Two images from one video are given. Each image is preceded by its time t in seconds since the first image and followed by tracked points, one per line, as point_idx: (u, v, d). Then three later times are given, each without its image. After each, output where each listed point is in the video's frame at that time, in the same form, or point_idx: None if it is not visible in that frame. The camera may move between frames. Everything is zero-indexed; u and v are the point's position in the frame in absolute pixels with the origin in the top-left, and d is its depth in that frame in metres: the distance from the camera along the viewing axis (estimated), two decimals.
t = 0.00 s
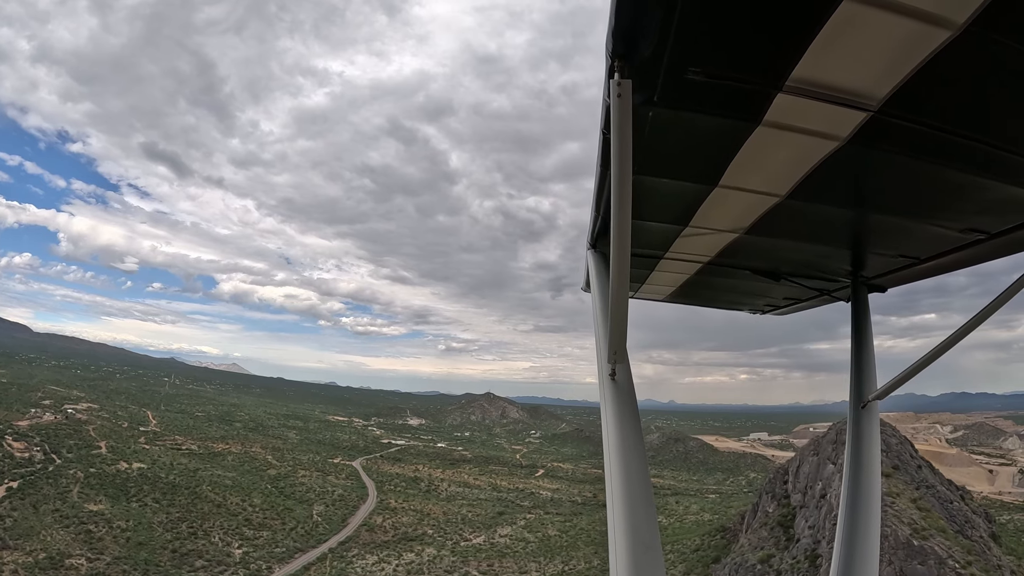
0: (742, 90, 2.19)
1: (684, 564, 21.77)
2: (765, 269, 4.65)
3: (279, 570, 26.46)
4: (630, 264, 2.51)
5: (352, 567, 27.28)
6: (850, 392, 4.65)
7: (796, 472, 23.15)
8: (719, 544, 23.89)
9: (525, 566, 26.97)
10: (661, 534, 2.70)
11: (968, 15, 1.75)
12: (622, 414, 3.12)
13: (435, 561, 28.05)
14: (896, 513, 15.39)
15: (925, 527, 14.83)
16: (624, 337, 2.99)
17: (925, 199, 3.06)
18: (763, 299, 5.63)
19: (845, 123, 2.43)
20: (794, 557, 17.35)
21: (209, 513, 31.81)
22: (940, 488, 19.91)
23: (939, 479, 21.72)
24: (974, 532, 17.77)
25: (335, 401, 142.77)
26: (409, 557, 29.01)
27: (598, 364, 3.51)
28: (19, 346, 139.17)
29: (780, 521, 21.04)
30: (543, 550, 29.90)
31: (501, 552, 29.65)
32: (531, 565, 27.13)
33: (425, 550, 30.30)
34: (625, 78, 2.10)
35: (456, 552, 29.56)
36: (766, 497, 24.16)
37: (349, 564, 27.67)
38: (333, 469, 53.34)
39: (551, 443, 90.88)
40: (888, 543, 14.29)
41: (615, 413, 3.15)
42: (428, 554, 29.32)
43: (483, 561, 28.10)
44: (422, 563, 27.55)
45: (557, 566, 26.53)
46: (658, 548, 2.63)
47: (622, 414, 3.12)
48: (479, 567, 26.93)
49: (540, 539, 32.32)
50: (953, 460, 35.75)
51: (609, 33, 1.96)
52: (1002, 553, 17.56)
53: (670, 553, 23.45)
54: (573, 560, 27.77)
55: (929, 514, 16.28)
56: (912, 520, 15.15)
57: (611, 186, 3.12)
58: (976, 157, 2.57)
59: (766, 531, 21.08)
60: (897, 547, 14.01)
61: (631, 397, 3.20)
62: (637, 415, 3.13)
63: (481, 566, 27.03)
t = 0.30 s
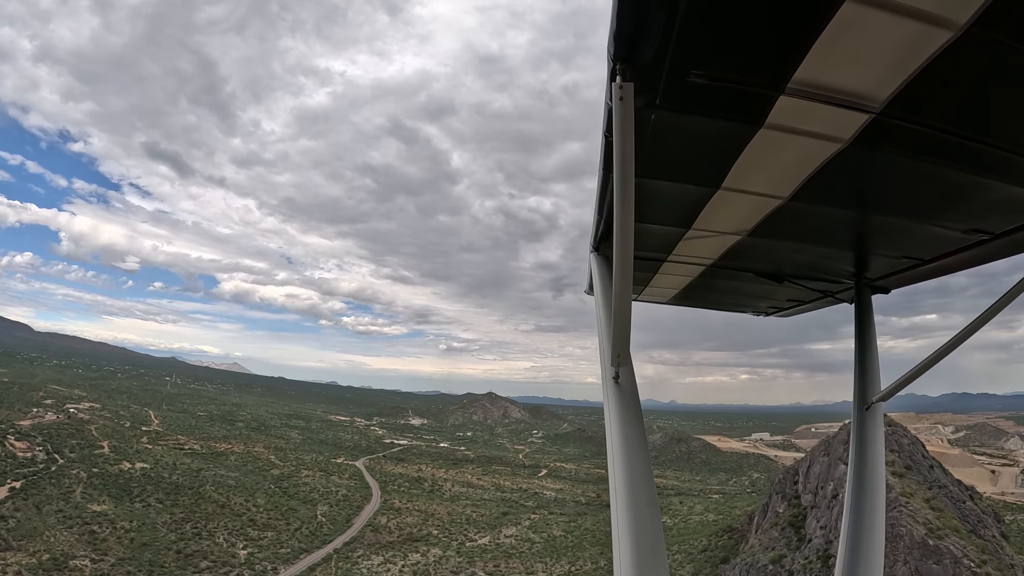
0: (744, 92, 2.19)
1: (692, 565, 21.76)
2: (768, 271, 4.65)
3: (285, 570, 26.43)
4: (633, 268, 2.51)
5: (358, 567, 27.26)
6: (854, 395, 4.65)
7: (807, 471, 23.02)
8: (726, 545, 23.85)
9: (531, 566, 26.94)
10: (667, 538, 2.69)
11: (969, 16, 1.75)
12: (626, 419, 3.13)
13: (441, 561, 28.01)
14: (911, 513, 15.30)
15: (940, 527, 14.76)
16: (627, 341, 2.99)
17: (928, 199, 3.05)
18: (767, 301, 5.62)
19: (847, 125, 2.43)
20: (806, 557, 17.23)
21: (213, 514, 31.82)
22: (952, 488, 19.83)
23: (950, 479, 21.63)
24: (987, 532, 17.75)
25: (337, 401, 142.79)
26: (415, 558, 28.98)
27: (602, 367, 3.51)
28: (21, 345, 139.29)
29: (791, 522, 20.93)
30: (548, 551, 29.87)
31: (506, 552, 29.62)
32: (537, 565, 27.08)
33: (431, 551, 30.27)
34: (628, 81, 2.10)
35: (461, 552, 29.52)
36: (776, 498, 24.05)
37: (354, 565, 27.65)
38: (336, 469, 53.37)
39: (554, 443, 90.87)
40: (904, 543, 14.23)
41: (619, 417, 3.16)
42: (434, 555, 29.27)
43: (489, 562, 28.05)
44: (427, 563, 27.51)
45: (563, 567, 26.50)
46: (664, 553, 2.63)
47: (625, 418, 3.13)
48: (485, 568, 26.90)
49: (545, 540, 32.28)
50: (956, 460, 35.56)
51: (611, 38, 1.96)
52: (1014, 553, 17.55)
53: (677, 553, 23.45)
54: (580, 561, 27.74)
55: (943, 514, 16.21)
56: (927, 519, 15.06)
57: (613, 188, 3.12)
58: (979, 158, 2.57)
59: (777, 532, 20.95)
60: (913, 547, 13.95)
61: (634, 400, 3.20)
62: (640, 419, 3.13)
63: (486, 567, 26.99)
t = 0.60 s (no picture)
0: (746, 95, 2.19)
1: (702, 566, 21.77)
2: (770, 273, 4.63)
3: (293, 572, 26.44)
4: (636, 270, 2.51)
5: (366, 568, 27.28)
6: (857, 397, 4.64)
7: (820, 472, 22.85)
8: (735, 547, 23.84)
9: (540, 567, 26.97)
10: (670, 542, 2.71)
11: (970, 17, 1.74)
12: (628, 423, 3.13)
13: (450, 562, 28.01)
14: (928, 512, 15.18)
15: (957, 527, 14.70)
16: (630, 344, 3.00)
17: (929, 201, 3.04)
18: (768, 304, 5.62)
19: (848, 127, 2.43)
20: (820, 558, 17.07)
21: (219, 515, 31.89)
22: (966, 488, 19.78)
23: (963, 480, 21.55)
24: (1001, 531, 17.74)
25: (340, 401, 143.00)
26: (423, 559, 28.96)
27: (605, 371, 3.50)
28: (25, 344, 139.88)
29: (804, 522, 20.81)
30: (556, 551, 29.86)
31: (514, 553, 29.58)
32: (545, 566, 27.09)
33: (439, 552, 30.23)
34: (628, 85, 2.11)
35: (469, 553, 29.50)
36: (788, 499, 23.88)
37: (362, 566, 27.64)
38: (342, 470, 53.50)
39: (558, 444, 90.84)
40: (920, 544, 14.20)
41: (621, 421, 3.16)
42: (442, 556, 29.25)
43: (496, 562, 28.05)
44: (435, 564, 27.52)
45: (572, 568, 26.49)
46: (667, 557, 2.64)
47: (628, 423, 3.13)
48: (493, 569, 26.89)
49: (552, 541, 32.28)
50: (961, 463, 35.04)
51: (612, 42, 1.97)
52: None
53: (686, 554, 23.40)
54: (589, 562, 27.73)
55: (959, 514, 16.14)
56: (944, 519, 14.96)
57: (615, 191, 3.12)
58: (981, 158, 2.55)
59: (790, 532, 20.79)
60: (930, 547, 13.93)
61: (638, 404, 3.19)
62: (643, 422, 3.14)
63: (495, 568, 27.00)
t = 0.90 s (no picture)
0: (752, 99, 2.17)
1: (719, 568, 21.63)
2: (777, 277, 4.60)
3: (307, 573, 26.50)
4: (641, 274, 2.50)
5: (379, 569, 27.29)
6: (863, 401, 4.60)
7: (839, 474, 22.39)
8: (751, 549, 23.66)
9: (554, 568, 26.95)
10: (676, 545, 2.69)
11: (976, 18, 1.72)
12: (634, 426, 3.12)
13: (465, 562, 28.02)
14: (951, 514, 15.00)
15: (981, 529, 14.52)
16: (636, 348, 3.00)
17: (934, 204, 3.02)
18: (775, 307, 5.57)
19: (853, 130, 2.41)
20: (841, 560, 16.86)
21: (232, 514, 32.06)
22: (989, 490, 19.45)
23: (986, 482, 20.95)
24: None
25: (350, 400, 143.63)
26: (436, 559, 28.94)
27: (611, 374, 3.50)
28: (39, 343, 141.67)
29: (824, 524, 20.34)
30: (570, 553, 29.82)
31: (527, 555, 29.50)
32: (560, 567, 27.08)
33: (452, 552, 30.28)
34: (634, 88, 2.10)
35: (483, 554, 29.49)
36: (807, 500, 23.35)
37: (375, 567, 27.69)
38: (354, 470, 53.75)
39: (568, 445, 90.68)
40: (945, 545, 14.06)
41: (627, 425, 3.15)
42: (455, 556, 29.24)
43: (511, 563, 28.02)
44: (450, 565, 27.53)
45: (586, 569, 26.44)
46: (673, 560, 2.64)
47: (634, 426, 3.12)
48: (508, 570, 26.86)
49: (565, 542, 32.22)
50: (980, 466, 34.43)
51: (617, 46, 1.96)
52: None
53: (701, 556, 23.26)
54: (603, 563, 27.63)
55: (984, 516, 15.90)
56: (969, 521, 14.77)
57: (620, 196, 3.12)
58: (987, 161, 2.52)
59: (810, 535, 20.40)
60: (954, 549, 13.79)
61: (644, 407, 3.19)
62: (649, 426, 3.13)
63: (509, 569, 26.98)
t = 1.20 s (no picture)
0: (759, 95, 2.14)
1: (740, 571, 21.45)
2: (785, 274, 4.54)
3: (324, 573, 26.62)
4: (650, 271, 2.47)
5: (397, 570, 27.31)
6: (871, 398, 4.52)
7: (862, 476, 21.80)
8: (772, 553, 23.44)
9: (573, 569, 26.91)
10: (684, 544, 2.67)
11: (983, 16, 1.68)
12: (642, 425, 3.10)
13: (484, 563, 28.04)
14: (980, 518, 14.71)
15: (1012, 532, 14.22)
16: (644, 345, 2.96)
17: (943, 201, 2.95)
18: (784, 304, 5.50)
19: (861, 126, 2.36)
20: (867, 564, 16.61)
21: (248, 514, 32.31)
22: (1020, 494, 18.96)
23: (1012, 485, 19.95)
24: None
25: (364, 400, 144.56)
26: (454, 560, 28.91)
27: (618, 372, 3.47)
28: (59, 343, 144.39)
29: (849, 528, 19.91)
30: (587, 554, 29.76)
31: (545, 556, 29.42)
32: (579, 569, 27.05)
33: (469, 553, 30.31)
34: (642, 85, 2.07)
35: (500, 555, 29.50)
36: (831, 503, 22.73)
37: (392, 567, 27.78)
38: (370, 470, 54.09)
39: (583, 446, 90.37)
40: (973, 548, 13.82)
41: (634, 423, 3.13)
42: (474, 557, 29.24)
43: (529, 564, 27.99)
44: (469, 565, 27.53)
45: (605, 571, 26.34)
46: (681, 559, 2.61)
47: (642, 424, 3.10)
48: (527, 571, 26.84)
49: (583, 544, 32.14)
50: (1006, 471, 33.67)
51: (625, 42, 1.93)
52: None
53: (721, 558, 23.00)
54: (622, 566, 27.49)
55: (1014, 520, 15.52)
56: (999, 525, 14.48)
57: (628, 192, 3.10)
58: (995, 157, 2.47)
59: (834, 538, 20.06)
60: (983, 553, 13.54)
61: (652, 405, 3.16)
62: (657, 425, 3.10)
63: (528, 570, 26.98)
